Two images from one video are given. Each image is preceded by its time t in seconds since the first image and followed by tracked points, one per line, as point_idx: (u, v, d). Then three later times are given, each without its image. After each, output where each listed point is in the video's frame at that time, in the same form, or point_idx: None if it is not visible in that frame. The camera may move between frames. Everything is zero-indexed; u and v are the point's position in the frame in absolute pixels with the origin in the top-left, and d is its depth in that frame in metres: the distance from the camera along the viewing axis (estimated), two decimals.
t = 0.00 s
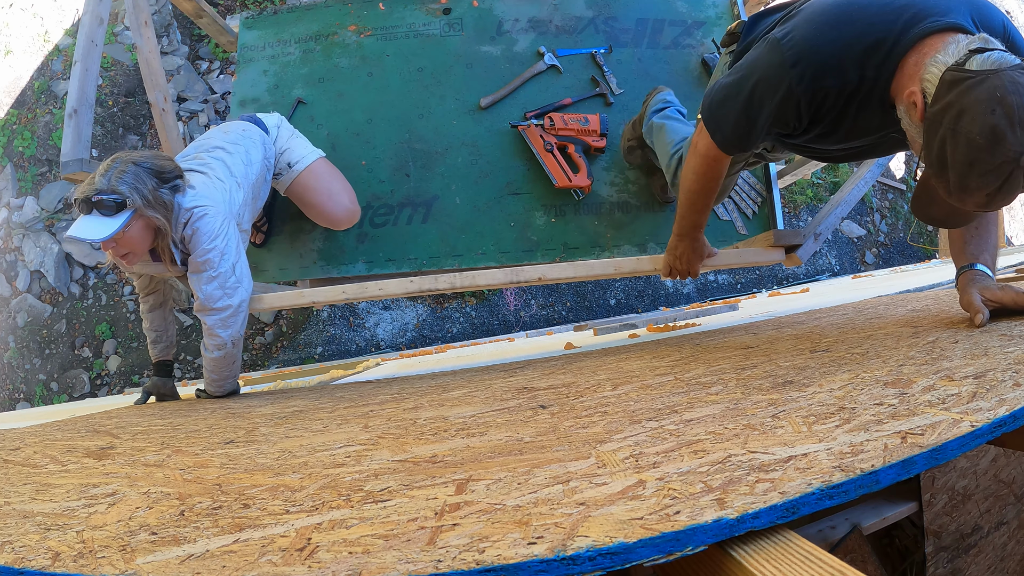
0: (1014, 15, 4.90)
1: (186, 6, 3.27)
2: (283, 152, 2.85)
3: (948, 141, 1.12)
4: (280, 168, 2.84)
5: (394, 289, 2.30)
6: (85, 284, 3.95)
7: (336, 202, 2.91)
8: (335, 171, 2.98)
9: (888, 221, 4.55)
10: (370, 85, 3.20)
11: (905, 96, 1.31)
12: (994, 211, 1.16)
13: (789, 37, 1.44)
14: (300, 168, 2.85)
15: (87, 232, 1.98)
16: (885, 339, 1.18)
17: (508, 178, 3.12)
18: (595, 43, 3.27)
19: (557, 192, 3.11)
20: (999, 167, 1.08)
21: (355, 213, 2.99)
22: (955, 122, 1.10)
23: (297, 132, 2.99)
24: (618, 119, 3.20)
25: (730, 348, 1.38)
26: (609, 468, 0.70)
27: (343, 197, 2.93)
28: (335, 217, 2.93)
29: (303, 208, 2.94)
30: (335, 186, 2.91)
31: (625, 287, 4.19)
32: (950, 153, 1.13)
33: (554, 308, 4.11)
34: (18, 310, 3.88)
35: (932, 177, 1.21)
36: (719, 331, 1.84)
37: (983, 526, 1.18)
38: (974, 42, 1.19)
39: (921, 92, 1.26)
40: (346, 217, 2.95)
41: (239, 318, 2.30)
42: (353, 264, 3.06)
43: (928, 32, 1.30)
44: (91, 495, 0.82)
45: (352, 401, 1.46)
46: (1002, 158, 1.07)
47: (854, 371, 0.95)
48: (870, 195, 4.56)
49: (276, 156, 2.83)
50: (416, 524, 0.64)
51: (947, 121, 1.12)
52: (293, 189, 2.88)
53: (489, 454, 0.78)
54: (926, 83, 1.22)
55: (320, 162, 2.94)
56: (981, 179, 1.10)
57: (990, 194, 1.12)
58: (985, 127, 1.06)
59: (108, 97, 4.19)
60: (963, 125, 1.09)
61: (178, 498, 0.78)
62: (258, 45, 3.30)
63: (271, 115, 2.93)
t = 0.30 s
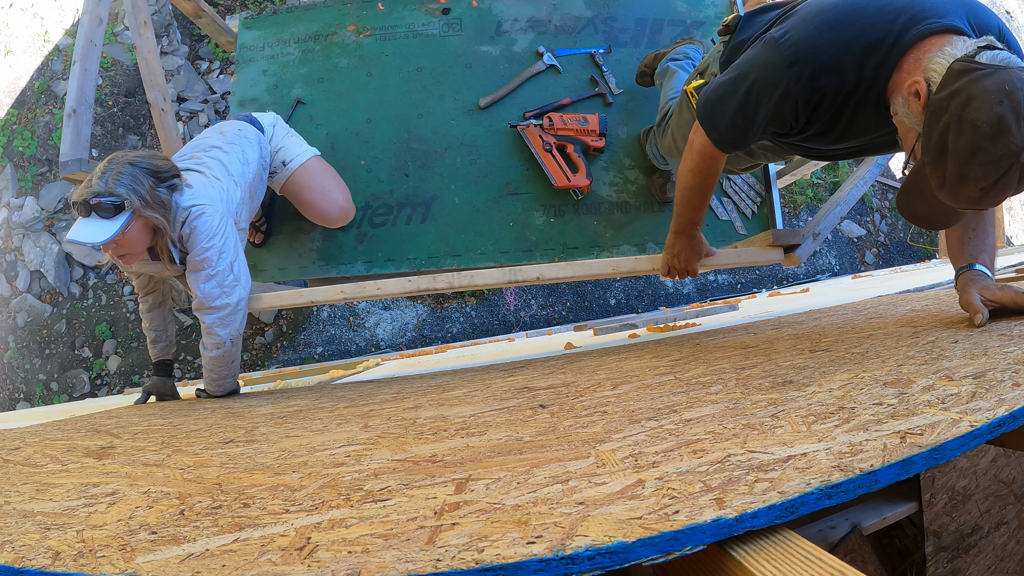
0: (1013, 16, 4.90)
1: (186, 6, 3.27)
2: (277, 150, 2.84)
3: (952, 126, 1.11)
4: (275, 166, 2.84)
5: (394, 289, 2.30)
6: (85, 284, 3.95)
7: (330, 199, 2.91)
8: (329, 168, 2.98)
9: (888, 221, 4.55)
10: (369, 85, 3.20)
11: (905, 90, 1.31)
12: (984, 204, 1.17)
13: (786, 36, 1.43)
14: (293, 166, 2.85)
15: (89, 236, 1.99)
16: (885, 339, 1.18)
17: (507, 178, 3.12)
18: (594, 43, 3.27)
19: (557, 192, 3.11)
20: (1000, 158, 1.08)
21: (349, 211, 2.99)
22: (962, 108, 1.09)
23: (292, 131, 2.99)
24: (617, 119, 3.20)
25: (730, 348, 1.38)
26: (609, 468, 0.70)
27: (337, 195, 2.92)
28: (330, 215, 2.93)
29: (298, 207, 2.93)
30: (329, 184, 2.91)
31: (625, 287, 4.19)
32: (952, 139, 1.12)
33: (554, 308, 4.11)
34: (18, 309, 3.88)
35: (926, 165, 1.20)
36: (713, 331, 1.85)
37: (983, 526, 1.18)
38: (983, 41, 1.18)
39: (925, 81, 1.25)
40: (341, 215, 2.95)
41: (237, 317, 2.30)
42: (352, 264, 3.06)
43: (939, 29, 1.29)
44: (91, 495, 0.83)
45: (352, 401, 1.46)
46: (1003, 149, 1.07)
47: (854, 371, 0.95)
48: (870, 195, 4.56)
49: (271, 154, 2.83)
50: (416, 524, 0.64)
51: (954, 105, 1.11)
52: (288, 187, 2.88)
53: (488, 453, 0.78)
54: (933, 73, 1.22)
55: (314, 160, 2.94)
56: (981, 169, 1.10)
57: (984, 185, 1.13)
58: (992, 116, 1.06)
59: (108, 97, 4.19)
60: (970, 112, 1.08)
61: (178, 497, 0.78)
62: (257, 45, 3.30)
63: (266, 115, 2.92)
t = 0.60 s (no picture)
0: (1014, 16, 4.90)
1: (186, 6, 3.27)
2: (277, 150, 2.85)
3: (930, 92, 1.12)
4: (274, 167, 2.84)
5: (393, 289, 2.30)
6: (85, 284, 3.95)
7: (329, 200, 2.90)
8: (329, 169, 2.98)
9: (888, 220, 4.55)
10: (369, 85, 3.20)
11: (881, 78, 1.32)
12: (954, 184, 1.18)
13: (769, 33, 1.44)
14: (292, 166, 2.85)
15: (90, 234, 1.98)
16: (884, 339, 1.18)
17: (507, 178, 3.12)
18: (595, 44, 3.27)
19: (556, 192, 3.11)
20: (974, 128, 1.09)
21: (348, 212, 2.99)
22: (944, 75, 1.10)
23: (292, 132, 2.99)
24: (617, 119, 3.20)
25: (729, 347, 1.38)
26: (608, 468, 0.70)
27: (336, 196, 2.92)
28: (329, 214, 2.93)
29: (297, 207, 2.93)
30: (328, 185, 2.91)
31: (624, 287, 4.19)
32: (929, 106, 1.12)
33: (554, 308, 4.11)
34: (17, 309, 3.89)
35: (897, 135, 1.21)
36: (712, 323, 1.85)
37: (983, 526, 1.18)
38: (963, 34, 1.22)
39: (908, 58, 1.25)
40: (340, 214, 2.95)
41: (237, 317, 2.30)
42: (352, 265, 3.06)
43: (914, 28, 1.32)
44: (91, 494, 0.83)
45: (352, 401, 1.46)
46: (979, 121, 1.09)
47: (853, 370, 0.95)
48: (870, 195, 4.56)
49: (271, 154, 2.83)
50: (415, 523, 0.64)
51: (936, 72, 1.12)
52: (288, 187, 2.88)
53: (488, 453, 0.78)
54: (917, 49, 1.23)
55: (314, 161, 2.94)
56: (957, 137, 1.11)
57: (957, 159, 1.13)
58: (974, 83, 1.08)
59: (107, 97, 4.19)
60: (951, 80, 1.09)
61: (178, 497, 0.78)
62: (257, 45, 3.30)
63: (266, 116, 2.93)
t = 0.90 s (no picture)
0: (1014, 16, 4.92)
1: (186, 6, 3.27)
2: (278, 151, 2.85)
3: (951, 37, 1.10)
4: (275, 167, 2.84)
5: (394, 289, 2.30)
6: (85, 284, 3.95)
7: (330, 200, 2.90)
8: (330, 170, 2.98)
9: (888, 221, 4.55)
10: (370, 85, 3.20)
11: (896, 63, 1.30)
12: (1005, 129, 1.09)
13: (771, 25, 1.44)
14: (293, 167, 2.85)
15: (91, 235, 1.98)
16: (885, 340, 1.18)
17: (507, 178, 3.12)
18: (595, 44, 3.27)
19: (556, 192, 3.11)
20: (1007, 62, 1.05)
21: (349, 212, 2.99)
22: (958, 21, 1.09)
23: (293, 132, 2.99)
24: (617, 119, 3.20)
25: (729, 348, 1.38)
26: (607, 469, 0.70)
27: (337, 196, 2.92)
28: (330, 215, 2.92)
29: (298, 207, 2.93)
30: (329, 185, 2.91)
31: (624, 287, 4.19)
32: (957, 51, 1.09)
33: (554, 308, 4.11)
34: (17, 310, 3.89)
35: (932, 103, 1.16)
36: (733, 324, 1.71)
37: (983, 526, 1.18)
38: None
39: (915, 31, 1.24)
40: (341, 215, 2.94)
41: (238, 318, 2.30)
42: (353, 265, 3.06)
43: (915, 13, 1.31)
44: (91, 495, 0.83)
45: (352, 401, 1.46)
46: (1010, 52, 1.05)
47: (853, 371, 0.95)
48: (870, 196, 4.56)
49: (272, 155, 2.83)
50: (415, 524, 0.64)
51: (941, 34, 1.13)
52: (289, 188, 2.88)
53: (488, 454, 0.78)
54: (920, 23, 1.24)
55: (315, 161, 2.94)
56: (994, 73, 1.06)
57: (1001, 100, 1.06)
58: (990, 20, 1.07)
59: (108, 97, 4.19)
60: (967, 22, 1.08)
61: (178, 497, 0.78)
62: (258, 45, 3.31)
63: (267, 116, 2.93)
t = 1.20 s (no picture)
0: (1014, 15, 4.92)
1: (186, 5, 3.27)
2: (277, 150, 2.85)
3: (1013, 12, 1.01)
4: (275, 166, 2.84)
5: (394, 289, 2.30)
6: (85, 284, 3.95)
7: (331, 200, 2.90)
8: (331, 169, 2.98)
9: (888, 221, 4.55)
10: (370, 84, 3.21)
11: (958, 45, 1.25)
12: None
13: None
14: (294, 166, 2.85)
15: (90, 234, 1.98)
16: (886, 339, 1.17)
17: (507, 178, 3.12)
18: (595, 43, 3.27)
19: (557, 191, 3.11)
20: None
21: (350, 212, 2.98)
22: None
23: (294, 131, 2.99)
24: (617, 119, 3.20)
25: (730, 347, 1.38)
26: (607, 468, 0.70)
27: (337, 196, 2.91)
28: (330, 214, 2.92)
29: (299, 206, 2.93)
30: (329, 185, 2.91)
31: (624, 287, 4.19)
32: None
33: (554, 308, 4.11)
34: (17, 310, 3.89)
35: None
36: (875, 253, 1.19)
37: (983, 526, 1.18)
38: None
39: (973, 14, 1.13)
40: (341, 216, 2.94)
41: (237, 318, 2.30)
42: (352, 264, 3.04)
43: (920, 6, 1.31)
44: (91, 495, 0.83)
45: (352, 400, 1.46)
46: None
47: (853, 370, 0.95)
48: (869, 195, 4.56)
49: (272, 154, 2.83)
50: (415, 523, 0.64)
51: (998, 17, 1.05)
52: (289, 187, 2.88)
53: (488, 453, 0.78)
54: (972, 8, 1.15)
55: (315, 160, 2.94)
56: None
57: None
58: None
59: (108, 97, 4.19)
60: None
61: (178, 496, 0.78)
62: (258, 44, 3.31)
63: (267, 115, 2.92)
